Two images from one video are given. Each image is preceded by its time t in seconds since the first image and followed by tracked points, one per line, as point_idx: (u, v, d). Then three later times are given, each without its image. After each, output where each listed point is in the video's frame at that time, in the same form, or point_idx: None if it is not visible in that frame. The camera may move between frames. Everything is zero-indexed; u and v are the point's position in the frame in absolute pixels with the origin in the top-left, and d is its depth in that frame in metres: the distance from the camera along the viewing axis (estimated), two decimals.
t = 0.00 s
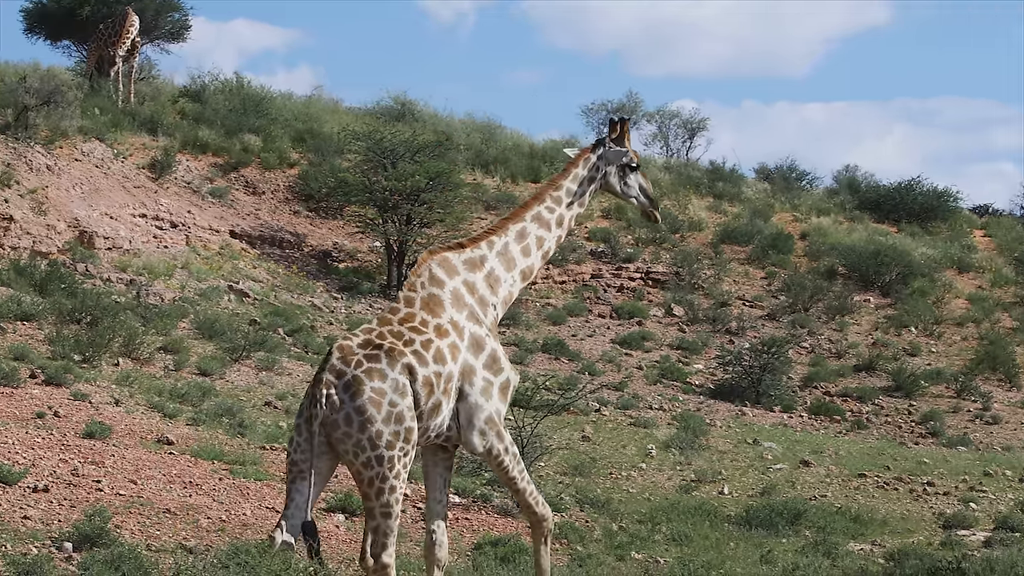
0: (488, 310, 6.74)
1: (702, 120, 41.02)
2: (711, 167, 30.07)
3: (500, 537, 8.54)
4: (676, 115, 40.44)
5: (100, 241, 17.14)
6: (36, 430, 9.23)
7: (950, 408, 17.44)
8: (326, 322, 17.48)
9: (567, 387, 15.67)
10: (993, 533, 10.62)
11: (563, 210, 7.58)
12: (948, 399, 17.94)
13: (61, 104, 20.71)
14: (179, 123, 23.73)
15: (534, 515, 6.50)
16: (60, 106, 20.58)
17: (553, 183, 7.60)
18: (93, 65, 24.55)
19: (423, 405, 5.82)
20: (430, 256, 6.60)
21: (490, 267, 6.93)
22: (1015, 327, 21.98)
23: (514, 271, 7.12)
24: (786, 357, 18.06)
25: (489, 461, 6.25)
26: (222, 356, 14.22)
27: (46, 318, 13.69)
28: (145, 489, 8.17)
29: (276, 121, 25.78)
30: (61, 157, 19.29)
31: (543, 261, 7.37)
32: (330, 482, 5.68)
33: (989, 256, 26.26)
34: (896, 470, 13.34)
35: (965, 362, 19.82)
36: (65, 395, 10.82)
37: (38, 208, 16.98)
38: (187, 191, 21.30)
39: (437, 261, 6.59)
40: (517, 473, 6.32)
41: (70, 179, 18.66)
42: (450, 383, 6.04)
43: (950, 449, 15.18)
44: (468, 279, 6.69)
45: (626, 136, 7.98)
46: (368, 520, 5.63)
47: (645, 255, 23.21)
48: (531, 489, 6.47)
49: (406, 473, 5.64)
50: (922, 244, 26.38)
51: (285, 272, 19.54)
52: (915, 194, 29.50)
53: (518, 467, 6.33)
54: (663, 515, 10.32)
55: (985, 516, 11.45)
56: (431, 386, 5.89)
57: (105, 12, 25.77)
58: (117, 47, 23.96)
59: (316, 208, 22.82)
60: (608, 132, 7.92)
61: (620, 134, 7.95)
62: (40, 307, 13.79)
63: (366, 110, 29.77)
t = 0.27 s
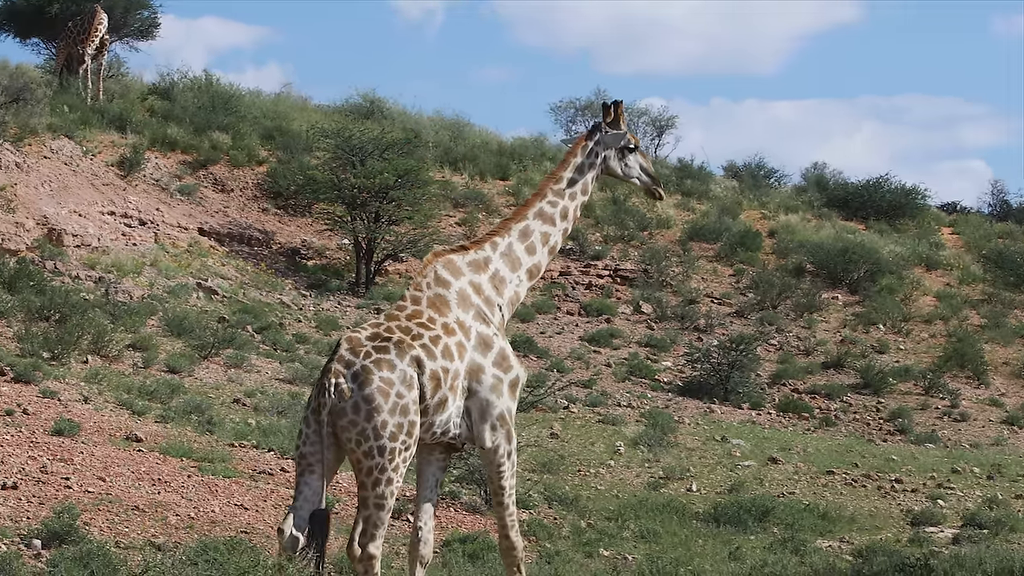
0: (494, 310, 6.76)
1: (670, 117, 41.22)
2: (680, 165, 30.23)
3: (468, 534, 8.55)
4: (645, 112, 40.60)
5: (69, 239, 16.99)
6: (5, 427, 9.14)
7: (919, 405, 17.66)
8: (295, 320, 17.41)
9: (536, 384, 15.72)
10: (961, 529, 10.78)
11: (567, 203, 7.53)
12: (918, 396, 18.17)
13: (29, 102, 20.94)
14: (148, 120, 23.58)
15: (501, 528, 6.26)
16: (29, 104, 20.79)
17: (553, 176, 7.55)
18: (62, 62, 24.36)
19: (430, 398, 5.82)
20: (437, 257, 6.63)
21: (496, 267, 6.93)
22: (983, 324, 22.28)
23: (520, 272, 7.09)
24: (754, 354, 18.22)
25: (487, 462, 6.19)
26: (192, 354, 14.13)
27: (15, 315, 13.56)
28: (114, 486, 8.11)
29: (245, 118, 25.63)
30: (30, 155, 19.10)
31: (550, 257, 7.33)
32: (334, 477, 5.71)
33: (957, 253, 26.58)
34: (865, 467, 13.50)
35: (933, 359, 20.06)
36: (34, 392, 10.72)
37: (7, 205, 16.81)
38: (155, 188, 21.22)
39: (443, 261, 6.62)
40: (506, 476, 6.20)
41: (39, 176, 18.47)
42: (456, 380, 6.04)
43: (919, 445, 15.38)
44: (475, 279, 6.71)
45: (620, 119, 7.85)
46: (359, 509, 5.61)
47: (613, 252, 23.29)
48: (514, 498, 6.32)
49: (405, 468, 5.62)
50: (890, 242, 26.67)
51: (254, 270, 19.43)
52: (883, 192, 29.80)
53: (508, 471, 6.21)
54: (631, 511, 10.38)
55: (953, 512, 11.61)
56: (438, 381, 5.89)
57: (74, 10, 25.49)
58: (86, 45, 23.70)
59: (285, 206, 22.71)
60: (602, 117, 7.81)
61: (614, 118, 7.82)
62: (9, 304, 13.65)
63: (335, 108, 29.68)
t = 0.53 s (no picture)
0: (500, 303, 6.78)
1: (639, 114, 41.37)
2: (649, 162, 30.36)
3: (437, 531, 8.56)
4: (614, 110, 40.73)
5: (38, 236, 16.86)
6: None
7: (887, 402, 17.87)
8: (264, 317, 17.32)
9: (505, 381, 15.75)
10: (929, 525, 10.94)
11: (568, 190, 7.47)
12: (886, 393, 18.38)
13: None
14: (117, 118, 23.44)
15: (485, 519, 6.28)
16: None
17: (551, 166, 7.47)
18: (30, 59, 23.98)
19: (435, 392, 5.88)
20: (442, 250, 6.65)
21: (499, 262, 6.93)
22: (950, 321, 22.56)
23: (524, 263, 7.08)
24: (722, 351, 18.35)
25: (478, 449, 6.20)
26: (160, 351, 14.04)
27: None
28: (83, 483, 8.06)
29: (213, 115, 25.46)
30: None
31: (554, 248, 7.29)
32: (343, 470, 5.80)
33: (924, 250, 26.87)
34: (833, 464, 13.64)
35: (901, 356, 20.29)
36: (3, 388, 10.62)
37: None
38: (125, 185, 21.03)
39: (447, 256, 6.63)
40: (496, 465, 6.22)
41: (7, 173, 18.30)
42: (461, 373, 6.07)
43: (887, 442, 15.56)
44: (480, 272, 6.73)
45: (615, 104, 7.70)
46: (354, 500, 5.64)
47: (582, 249, 23.35)
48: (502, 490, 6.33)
49: (404, 463, 5.68)
50: (859, 238, 26.92)
51: (222, 267, 19.32)
52: (851, 189, 30.07)
53: (501, 461, 6.24)
54: (599, 508, 10.43)
55: (921, 509, 11.77)
56: (444, 375, 5.93)
57: (43, 6, 25.15)
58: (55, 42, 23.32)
59: (254, 203, 22.57)
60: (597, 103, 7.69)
61: (608, 104, 7.69)
62: None
63: (304, 105, 29.54)
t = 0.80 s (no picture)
0: (493, 299, 6.72)
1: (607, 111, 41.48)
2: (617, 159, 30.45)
3: (406, 528, 8.58)
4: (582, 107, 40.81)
5: (7, 233, 16.72)
6: None
7: (855, 398, 18.06)
8: (233, 314, 17.23)
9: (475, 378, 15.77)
10: (898, 522, 11.10)
11: (563, 187, 7.45)
12: (854, 389, 18.58)
13: None
14: (86, 115, 23.33)
15: (467, 512, 6.19)
16: None
17: (547, 161, 7.44)
18: None
19: (430, 392, 5.84)
20: (436, 248, 6.56)
21: (494, 256, 6.87)
22: (918, 317, 22.82)
23: (519, 258, 7.04)
24: (691, 348, 18.49)
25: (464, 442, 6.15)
26: (129, 347, 13.93)
27: None
28: (52, 480, 7.99)
29: (182, 112, 25.26)
30: None
31: (547, 243, 7.28)
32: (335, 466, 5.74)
33: (892, 247, 27.14)
34: (801, 460, 13.76)
35: (869, 352, 20.51)
36: None
37: None
38: (93, 182, 20.86)
39: (442, 252, 6.55)
40: (481, 460, 6.14)
41: None
42: (454, 371, 6.01)
43: (856, 439, 15.73)
44: (474, 268, 6.66)
45: (610, 102, 7.72)
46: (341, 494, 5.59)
47: (550, 246, 23.38)
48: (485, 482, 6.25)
49: (395, 463, 5.64)
50: (827, 235, 27.14)
51: (191, 264, 19.18)
52: (820, 186, 30.31)
53: (486, 455, 6.16)
54: (568, 505, 10.48)
55: (889, 506, 11.92)
56: (439, 375, 5.89)
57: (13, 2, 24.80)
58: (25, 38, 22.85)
59: (223, 200, 22.39)
60: (592, 100, 7.68)
61: (605, 100, 7.70)
62: None
63: (273, 102, 29.38)
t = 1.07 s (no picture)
0: (490, 295, 6.46)
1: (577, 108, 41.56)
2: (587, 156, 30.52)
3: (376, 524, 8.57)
4: (551, 104, 40.88)
5: None
6: None
7: (824, 394, 18.24)
8: (203, 311, 17.13)
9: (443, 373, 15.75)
10: (867, 518, 11.26)
11: (555, 185, 7.19)
12: (823, 385, 18.77)
13: None
14: (56, 112, 23.21)
15: (448, 506, 5.97)
16: None
17: (539, 159, 7.19)
18: None
19: (423, 392, 5.67)
20: (432, 244, 6.29)
21: (490, 252, 6.60)
22: (887, 314, 23.06)
23: (513, 254, 6.77)
24: (660, 344, 18.62)
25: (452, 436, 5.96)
26: (99, 344, 13.83)
27: None
28: (21, 476, 7.93)
29: (152, 109, 25.07)
30: None
31: (540, 241, 7.02)
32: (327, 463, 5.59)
33: (861, 244, 27.39)
34: (770, 457, 13.88)
35: (838, 349, 20.71)
36: None
37: None
38: (63, 178, 20.73)
39: (440, 249, 6.29)
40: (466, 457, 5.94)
41: None
42: (448, 369, 5.80)
43: (824, 435, 15.90)
44: (470, 265, 6.40)
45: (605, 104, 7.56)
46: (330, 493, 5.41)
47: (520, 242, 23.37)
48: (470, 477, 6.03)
49: (383, 462, 5.47)
50: (796, 232, 27.34)
51: (161, 260, 19.06)
52: (788, 182, 30.52)
53: (474, 450, 5.98)
54: (537, 501, 10.52)
55: (858, 502, 12.07)
56: (434, 374, 5.71)
57: None
58: None
59: (193, 196, 22.23)
60: (586, 101, 7.52)
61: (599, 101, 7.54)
62: None
63: (243, 98, 29.21)
